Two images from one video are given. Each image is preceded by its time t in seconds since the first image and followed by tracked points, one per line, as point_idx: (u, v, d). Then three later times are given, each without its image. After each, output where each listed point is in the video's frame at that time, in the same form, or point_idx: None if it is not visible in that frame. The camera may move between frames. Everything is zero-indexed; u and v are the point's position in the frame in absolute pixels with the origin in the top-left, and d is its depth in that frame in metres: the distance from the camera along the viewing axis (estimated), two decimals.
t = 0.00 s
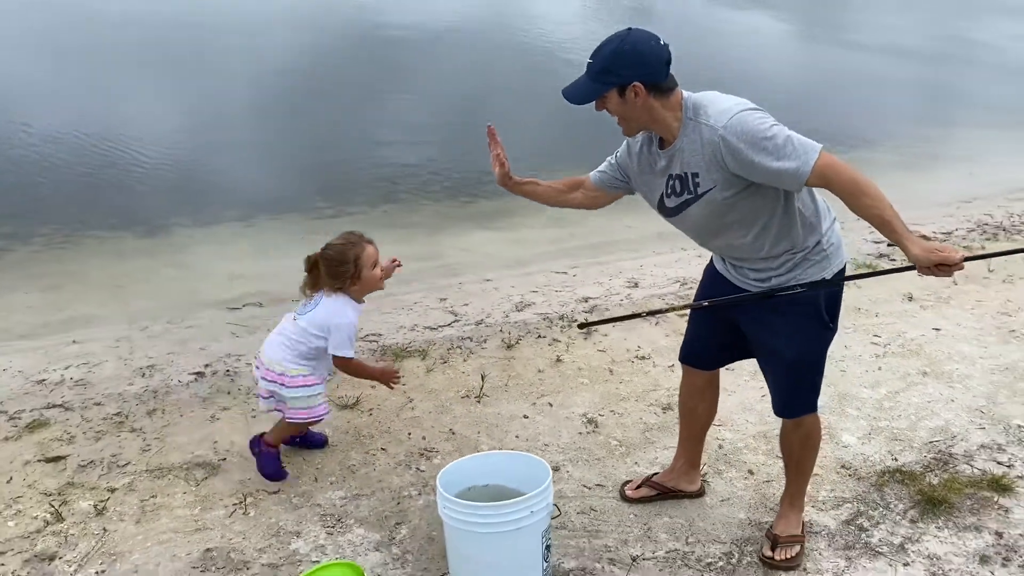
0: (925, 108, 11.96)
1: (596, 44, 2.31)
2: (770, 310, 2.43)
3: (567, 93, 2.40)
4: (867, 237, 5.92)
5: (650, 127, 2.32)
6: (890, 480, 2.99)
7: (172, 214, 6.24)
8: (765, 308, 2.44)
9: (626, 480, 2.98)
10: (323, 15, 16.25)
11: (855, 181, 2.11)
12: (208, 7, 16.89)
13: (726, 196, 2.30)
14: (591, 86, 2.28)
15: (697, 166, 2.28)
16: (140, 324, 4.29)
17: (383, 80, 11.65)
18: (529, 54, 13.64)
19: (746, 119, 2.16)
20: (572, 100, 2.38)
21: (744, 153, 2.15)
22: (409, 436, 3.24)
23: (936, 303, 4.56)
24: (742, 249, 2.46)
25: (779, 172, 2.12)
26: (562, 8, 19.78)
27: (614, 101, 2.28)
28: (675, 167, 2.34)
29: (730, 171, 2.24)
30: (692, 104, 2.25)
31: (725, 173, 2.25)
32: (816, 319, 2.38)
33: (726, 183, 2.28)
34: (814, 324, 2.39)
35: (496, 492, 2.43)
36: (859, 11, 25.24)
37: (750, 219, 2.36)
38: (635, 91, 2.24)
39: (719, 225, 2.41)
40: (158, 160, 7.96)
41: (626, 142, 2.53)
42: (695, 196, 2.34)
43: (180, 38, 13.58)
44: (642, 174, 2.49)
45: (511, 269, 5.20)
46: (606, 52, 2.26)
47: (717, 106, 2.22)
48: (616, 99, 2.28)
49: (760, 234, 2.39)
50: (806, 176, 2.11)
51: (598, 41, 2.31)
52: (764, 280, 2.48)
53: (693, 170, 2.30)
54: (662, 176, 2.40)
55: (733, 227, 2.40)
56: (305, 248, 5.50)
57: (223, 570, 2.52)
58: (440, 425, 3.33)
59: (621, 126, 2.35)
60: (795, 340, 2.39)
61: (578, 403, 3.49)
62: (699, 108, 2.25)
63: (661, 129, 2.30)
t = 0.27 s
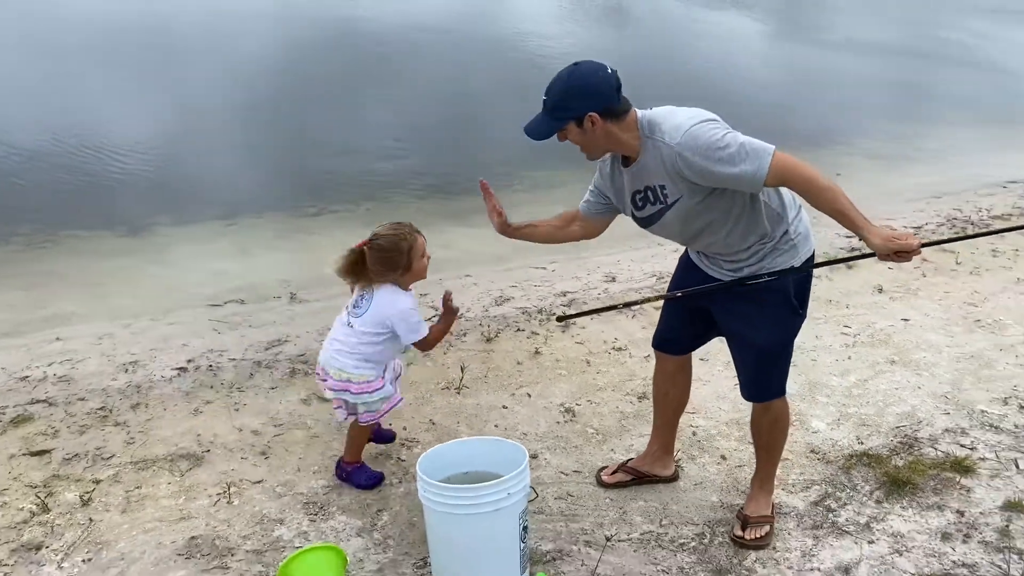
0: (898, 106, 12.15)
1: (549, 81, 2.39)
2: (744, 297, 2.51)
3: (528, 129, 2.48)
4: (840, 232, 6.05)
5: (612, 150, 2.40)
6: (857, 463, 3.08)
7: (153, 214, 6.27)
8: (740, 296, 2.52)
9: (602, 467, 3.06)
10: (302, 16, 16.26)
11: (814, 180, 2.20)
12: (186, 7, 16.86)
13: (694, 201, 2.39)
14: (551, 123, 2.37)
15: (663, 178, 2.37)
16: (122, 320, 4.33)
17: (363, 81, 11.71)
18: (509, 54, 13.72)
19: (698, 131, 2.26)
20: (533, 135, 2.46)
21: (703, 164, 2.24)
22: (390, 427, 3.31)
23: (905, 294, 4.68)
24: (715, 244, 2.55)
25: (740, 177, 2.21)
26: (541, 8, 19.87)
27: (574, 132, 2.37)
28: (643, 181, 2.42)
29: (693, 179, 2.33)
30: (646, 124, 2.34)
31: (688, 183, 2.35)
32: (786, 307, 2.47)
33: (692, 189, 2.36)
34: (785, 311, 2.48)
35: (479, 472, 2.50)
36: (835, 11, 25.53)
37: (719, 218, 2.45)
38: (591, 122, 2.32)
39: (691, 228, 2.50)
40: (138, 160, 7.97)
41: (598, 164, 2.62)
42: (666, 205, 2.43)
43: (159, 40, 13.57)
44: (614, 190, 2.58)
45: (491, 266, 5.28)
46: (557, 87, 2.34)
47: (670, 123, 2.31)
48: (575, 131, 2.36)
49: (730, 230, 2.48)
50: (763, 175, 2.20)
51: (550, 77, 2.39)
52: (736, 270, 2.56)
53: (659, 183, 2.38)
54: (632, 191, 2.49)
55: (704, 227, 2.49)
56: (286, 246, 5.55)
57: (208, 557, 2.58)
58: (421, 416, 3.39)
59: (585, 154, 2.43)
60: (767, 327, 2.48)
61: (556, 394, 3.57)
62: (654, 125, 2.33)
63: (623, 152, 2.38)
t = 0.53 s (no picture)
0: (870, 106, 12.36)
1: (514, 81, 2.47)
2: (708, 287, 2.60)
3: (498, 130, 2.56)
4: (810, 228, 6.18)
5: (579, 147, 2.47)
6: (819, 447, 3.19)
7: (132, 216, 6.30)
8: (705, 285, 2.61)
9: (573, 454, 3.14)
10: (281, 19, 16.29)
11: (768, 172, 2.27)
12: (163, 10, 16.84)
13: (658, 194, 2.48)
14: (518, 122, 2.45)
15: (628, 173, 2.45)
16: (101, 319, 4.38)
17: (341, 84, 11.76)
18: (487, 56, 13.82)
19: (660, 126, 2.34)
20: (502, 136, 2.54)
21: (666, 158, 2.33)
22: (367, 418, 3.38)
23: (871, 287, 4.81)
24: (679, 237, 2.63)
25: (700, 170, 2.30)
26: (519, 10, 20.00)
27: (542, 131, 2.45)
28: (609, 176, 2.50)
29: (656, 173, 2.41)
30: (611, 120, 2.42)
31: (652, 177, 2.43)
32: (748, 296, 2.57)
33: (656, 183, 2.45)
34: (747, 299, 2.57)
35: (450, 453, 2.58)
36: (810, 13, 25.83)
37: (683, 210, 2.53)
38: (556, 120, 2.40)
39: (656, 222, 2.59)
40: (116, 162, 8.00)
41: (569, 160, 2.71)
42: (632, 199, 2.51)
43: (136, 43, 13.57)
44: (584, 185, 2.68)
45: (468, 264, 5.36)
46: (520, 89, 2.43)
47: (633, 119, 2.39)
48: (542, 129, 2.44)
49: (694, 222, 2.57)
50: (722, 169, 2.29)
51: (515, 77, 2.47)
52: (699, 262, 2.64)
53: (624, 177, 2.47)
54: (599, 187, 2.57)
55: (669, 220, 2.58)
56: (265, 246, 5.61)
57: (187, 544, 2.64)
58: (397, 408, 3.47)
59: (554, 151, 2.51)
60: (730, 314, 2.57)
61: (530, 385, 3.66)
62: (618, 121, 2.41)
63: (589, 148, 2.46)
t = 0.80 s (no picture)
0: (846, 107, 12.53)
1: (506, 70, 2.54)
2: (679, 285, 2.66)
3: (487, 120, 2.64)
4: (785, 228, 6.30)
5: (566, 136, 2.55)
6: (789, 440, 3.28)
7: (113, 221, 6.33)
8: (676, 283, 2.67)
9: (550, 449, 3.22)
10: (261, 24, 16.31)
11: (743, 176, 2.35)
12: (142, 15, 16.82)
13: (637, 189, 2.55)
14: (506, 109, 2.53)
15: (610, 165, 2.53)
16: (83, 324, 4.41)
17: (322, 89, 11.80)
18: (467, 59, 13.90)
19: (646, 121, 2.40)
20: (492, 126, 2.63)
21: (649, 154, 2.40)
22: (347, 417, 3.44)
23: (843, 285, 4.91)
24: (656, 236, 2.70)
25: (681, 169, 2.36)
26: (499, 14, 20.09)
27: (530, 121, 2.53)
28: (592, 167, 2.58)
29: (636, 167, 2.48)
30: (599, 112, 2.49)
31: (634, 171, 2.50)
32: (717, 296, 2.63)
33: (635, 178, 2.52)
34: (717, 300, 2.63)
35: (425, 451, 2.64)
36: (787, 15, 26.09)
37: (660, 207, 2.61)
38: (543, 110, 2.48)
39: (634, 216, 2.66)
40: (97, 168, 8.01)
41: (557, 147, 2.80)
42: (612, 191, 2.59)
43: (115, 48, 13.57)
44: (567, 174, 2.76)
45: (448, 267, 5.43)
46: (508, 80, 2.51)
47: (620, 113, 2.46)
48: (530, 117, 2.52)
49: (670, 221, 2.63)
50: (701, 169, 2.35)
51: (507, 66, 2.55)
52: (673, 262, 2.71)
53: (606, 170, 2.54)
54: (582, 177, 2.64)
55: (646, 217, 2.65)
56: (246, 250, 5.66)
57: (170, 542, 2.69)
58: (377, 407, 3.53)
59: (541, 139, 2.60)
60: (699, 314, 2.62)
61: (508, 383, 3.73)
62: (605, 113, 2.48)
63: (574, 138, 2.54)
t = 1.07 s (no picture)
0: (822, 111, 12.72)
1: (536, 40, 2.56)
2: (664, 289, 2.71)
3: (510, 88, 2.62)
4: (762, 231, 6.42)
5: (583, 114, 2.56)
6: (765, 436, 3.37)
7: (97, 229, 6.36)
8: (660, 287, 2.72)
9: (533, 447, 3.30)
10: (242, 33, 16.35)
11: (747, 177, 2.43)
12: (122, 25, 16.83)
13: (637, 181, 2.57)
14: (532, 75, 2.52)
15: (618, 151, 2.54)
16: (69, 331, 4.45)
17: (303, 96, 11.86)
18: (448, 66, 13.99)
19: (668, 116, 2.42)
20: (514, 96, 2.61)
21: (663, 147, 2.42)
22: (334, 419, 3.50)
23: (818, 286, 5.03)
24: (645, 237, 2.73)
25: (691, 166, 2.39)
26: (480, 20, 20.20)
27: (556, 93, 2.53)
28: (600, 151, 2.58)
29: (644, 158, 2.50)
30: (621, 96, 2.51)
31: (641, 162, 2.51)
32: (699, 303, 2.68)
33: (639, 169, 2.54)
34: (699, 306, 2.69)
35: (410, 449, 2.70)
36: (765, 20, 26.38)
37: (655, 205, 2.63)
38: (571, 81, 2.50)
39: (629, 210, 2.68)
40: (79, 177, 8.03)
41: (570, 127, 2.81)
42: (611, 178, 2.60)
43: (96, 57, 13.58)
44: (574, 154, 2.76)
45: (432, 273, 5.51)
46: (543, 49, 2.51)
47: (642, 101, 2.48)
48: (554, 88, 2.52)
49: (661, 223, 2.66)
50: (711, 170, 2.39)
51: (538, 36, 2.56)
52: (659, 266, 2.74)
53: (612, 155, 2.56)
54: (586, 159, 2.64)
55: (640, 214, 2.67)
56: (231, 256, 5.71)
57: (162, 542, 2.74)
58: (363, 409, 3.60)
59: (559, 114, 2.60)
60: (680, 318, 2.67)
61: (492, 384, 3.80)
62: (627, 99, 2.50)
63: (591, 118, 2.55)
